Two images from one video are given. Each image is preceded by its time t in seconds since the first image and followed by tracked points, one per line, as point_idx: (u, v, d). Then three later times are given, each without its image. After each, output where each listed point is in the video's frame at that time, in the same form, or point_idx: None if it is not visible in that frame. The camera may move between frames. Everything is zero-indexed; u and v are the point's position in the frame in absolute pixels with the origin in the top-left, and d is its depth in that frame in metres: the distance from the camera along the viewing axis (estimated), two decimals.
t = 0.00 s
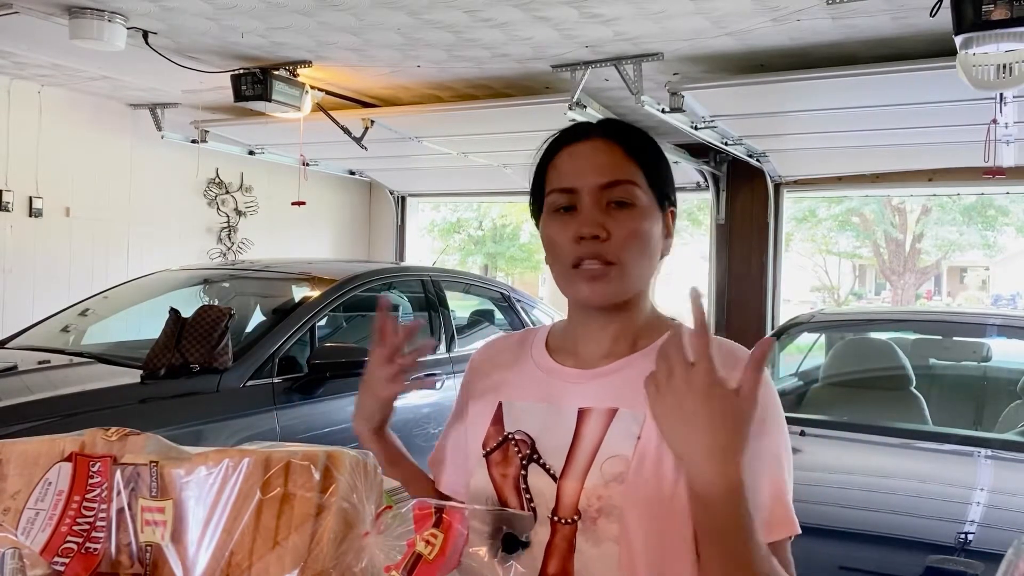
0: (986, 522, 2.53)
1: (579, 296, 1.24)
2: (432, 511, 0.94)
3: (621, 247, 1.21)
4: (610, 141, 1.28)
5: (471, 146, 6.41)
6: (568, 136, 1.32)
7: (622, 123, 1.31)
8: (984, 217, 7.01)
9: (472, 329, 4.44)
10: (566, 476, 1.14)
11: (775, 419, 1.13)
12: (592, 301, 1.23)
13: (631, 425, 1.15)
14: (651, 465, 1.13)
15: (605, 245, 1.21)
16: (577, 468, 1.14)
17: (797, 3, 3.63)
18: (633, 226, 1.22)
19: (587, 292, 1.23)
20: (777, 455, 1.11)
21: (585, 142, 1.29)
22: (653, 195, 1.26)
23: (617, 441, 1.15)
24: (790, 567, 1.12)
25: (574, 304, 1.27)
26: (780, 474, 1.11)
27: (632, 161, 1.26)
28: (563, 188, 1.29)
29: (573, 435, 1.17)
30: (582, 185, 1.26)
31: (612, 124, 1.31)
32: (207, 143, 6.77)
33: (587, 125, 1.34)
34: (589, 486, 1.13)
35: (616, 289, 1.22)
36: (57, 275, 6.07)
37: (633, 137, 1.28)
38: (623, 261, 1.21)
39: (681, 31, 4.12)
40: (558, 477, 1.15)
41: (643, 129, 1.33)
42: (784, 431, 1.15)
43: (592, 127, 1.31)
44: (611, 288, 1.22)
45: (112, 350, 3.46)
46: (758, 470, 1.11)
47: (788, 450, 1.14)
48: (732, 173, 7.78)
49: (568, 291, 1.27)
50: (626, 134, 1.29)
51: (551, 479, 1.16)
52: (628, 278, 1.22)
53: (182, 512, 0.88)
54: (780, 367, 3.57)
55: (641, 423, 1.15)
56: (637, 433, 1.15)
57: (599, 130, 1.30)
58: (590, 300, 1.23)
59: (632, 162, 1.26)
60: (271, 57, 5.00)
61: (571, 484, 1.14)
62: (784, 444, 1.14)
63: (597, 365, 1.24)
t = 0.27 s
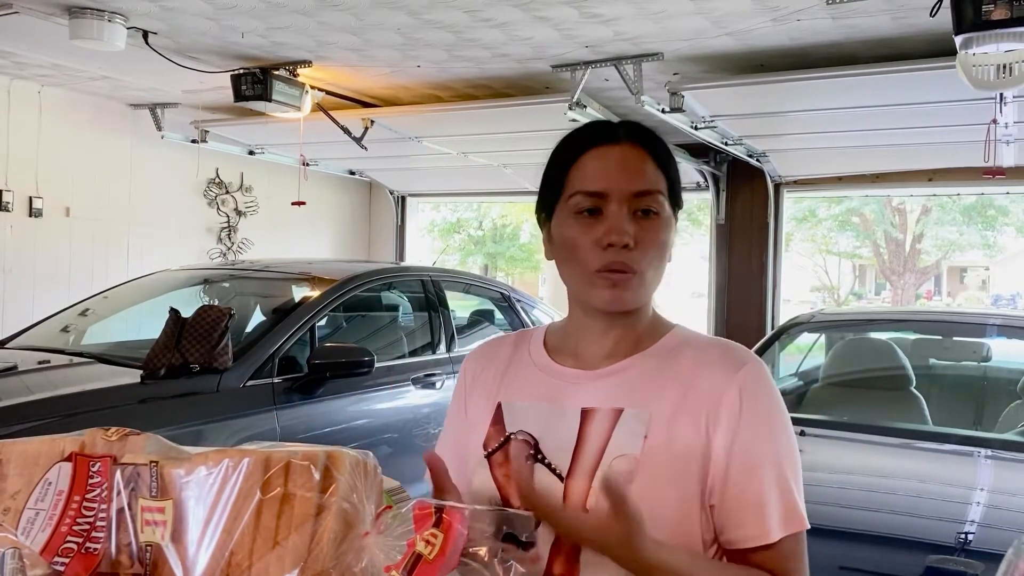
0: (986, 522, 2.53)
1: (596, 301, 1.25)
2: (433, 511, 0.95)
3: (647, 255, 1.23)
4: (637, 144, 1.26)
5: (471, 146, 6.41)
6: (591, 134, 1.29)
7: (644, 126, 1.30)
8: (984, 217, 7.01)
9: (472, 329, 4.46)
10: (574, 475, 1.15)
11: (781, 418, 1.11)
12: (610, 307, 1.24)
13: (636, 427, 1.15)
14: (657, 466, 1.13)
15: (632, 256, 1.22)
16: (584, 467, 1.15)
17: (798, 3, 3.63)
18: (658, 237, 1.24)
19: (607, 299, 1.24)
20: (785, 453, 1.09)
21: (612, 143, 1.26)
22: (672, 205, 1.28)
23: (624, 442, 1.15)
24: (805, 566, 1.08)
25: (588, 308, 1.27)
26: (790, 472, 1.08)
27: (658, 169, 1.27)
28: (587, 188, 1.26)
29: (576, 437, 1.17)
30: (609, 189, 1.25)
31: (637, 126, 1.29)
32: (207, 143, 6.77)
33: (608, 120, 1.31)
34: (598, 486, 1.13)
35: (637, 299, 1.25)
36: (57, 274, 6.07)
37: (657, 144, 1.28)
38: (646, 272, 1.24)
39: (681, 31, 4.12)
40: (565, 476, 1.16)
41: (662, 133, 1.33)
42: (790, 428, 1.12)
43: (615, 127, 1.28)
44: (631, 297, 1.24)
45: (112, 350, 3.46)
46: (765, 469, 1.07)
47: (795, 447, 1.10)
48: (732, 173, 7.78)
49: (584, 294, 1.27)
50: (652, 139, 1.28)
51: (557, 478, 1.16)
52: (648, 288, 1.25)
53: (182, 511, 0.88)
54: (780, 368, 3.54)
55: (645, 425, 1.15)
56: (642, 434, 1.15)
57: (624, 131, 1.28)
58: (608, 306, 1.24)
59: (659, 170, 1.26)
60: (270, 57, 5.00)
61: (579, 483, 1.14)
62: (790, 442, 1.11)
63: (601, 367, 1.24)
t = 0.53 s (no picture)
0: (986, 522, 2.53)
1: (603, 300, 1.25)
2: (433, 511, 0.94)
3: (655, 256, 1.24)
4: (649, 146, 1.27)
5: (471, 146, 6.41)
6: (603, 132, 1.29)
7: (654, 127, 1.32)
8: (984, 217, 7.01)
9: (472, 329, 4.47)
10: (590, 479, 1.15)
11: (789, 424, 1.17)
12: (617, 308, 1.24)
13: (653, 429, 1.16)
14: (675, 469, 1.14)
15: (641, 256, 1.23)
16: (600, 470, 1.15)
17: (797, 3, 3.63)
18: (666, 239, 1.25)
19: (615, 300, 1.24)
20: (792, 457, 1.15)
21: (624, 143, 1.27)
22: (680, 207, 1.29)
23: (641, 444, 1.16)
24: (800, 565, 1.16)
25: (594, 308, 1.27)
26: (796, 475, 1.15)
27: (668, 170, 1.27)
28: (598, 186, 1.27)
29: (591, 438, 1.17)
30: (621, 188, 1.25)
31: (648, 127, 1.30)
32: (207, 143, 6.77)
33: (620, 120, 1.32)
34: (617, 488, 1.14)
35: (644, 300, 1.26)
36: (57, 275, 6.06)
37: (667, 146, 1.29)
38: (653, 273, 1.25)
39: (681, 31, 4.12)
40: (582, 479, 1.15)
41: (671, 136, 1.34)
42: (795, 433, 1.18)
43: (627, 126, 1.29)
44: (638, 298, 1.25)
45: (112, 349, 3.46)
46: (777, 472, 1.13)
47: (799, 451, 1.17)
48: (732, 173, 7.78)
49: (591, 293, 1.27)
50: (662, 141, 1.29)
51: (572, 481, 1.16)
52: (655, 290, 1.26)
53: (183, 511, 0.88)
54: (780, 368, 3.53)
55: (662, 427, 1.16)
56: (660, 437, 1.16)
57: (636, 131, 1.29)
58: (616, 307, 1.24)
59: (669, 171, 1.27)
60: (270, 57, 5.00)
61: (595, 487, 1.14)
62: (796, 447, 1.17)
63: (610, 368, 1.24)
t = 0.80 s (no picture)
0: (986, 522, 2.53)
1: (605, 296, 1.25)
2: (433, 511, 0.94)
3: (657, 252, 1.24)
4: (653, 143, 1.28)
5: (471, 146, 6.41)
6: (609, 128, 1.30)
7: (659, 127, 1.33)
8: (984, 217, 7.01)
9: (472, 329, 4.47)
10: (594, 481, 1.14)
11: (790, 424, 1.17)
12: (619, 304, 1.24)
13: (657, 430, 1.16)
14: (679, 469, 1.14)
15: (644, 251, 1.22)
16: (603, 472, 1.15)
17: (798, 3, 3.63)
18: (669, 235, 1.25)
19: (616, 295, 1.24)
20: (795, 457, 1.16)
21: (630, 139, 1.28)
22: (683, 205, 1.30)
23: (645, 444, 1.16)
24: (809, 567, 1.16)
25: (596, 304, 1.27)
26: (801, 475, 1.15)
27: (672, 168, 1.28)
28: (602, 181, 1.27)
29: (594, 438, 1.17)
30: (625, 182, 1.25)
31: (653, 126, 1.31)
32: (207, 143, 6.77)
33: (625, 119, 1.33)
34: (621, 489, 1.14)
35: (645, 297, 1.25)
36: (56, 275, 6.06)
37: (671, 145, 1.30)
38: (655, 269, 1.24)
39: (681, 31, 4.12)
40: (586, 480, 1.15)
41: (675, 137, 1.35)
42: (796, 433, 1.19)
43: (633, 124, 1.30)
44: (640, 294, 1.24)
45: (112, 349, 3.46)
46: (781, 472, 1.13)
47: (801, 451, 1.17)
48: (732, 173, 7.78)
49: (593, 288, 1.26)
50: (667, 140, 1.31)
51: (575, 482, 1.16)
52: (657, 286, 1.26)
53: (182, 512, 0.88)
54: (780, 368, 3.53)
55: (666, 427, 1.16)
56: (663, 437, 1.16)
57: (642, 129, 1.30)
58: (617, 302, 1.24)
59: (673, 169, 1.28)
60: (270, 57, 5.00)
61: (599, 489, 1.14)
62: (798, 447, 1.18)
63: (612, 368, 1.24)
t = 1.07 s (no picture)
0: (986, 522, 2.53)
1: (600, 288, 1.25)
2: (433, 511, 0.95)
3: (652, 245, 1.23)
4: (654, 140, 1.29)
5: (471, 146, 6.41)
6: (611, 126, 1.32)
7: (663, 125, 1.34)
8: (984, 217, 7.03)
9: (472, 329, 4.47)
10: (592, 483, 1.15)
11: (790, 425, 1.17)
12: (614, 298, 1.24)
13: (654, 431, 1.16)
14: (677, 471, 1.15)
15: (638, 242, 1.22)
16: (601, 474, 1.15)
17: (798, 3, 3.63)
18: (666, 228, 1.25)
19: (610, 287, 1.24)
20: (794, 458, 1.15)
21: (631, 135, 1.29)
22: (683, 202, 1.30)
23: (642, 446, 1.16)
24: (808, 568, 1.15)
25: (592, 298, 1.27)
26: (801, 476, 1.15)
27: (672, 164, 1.29)
28: (601, 174, 1.28)
29: (592, 440, 1.17)
30: (623, 176, 1.26)
31: (656, 124, 1.32)
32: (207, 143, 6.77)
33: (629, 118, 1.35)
34: (618, 491, 1.14)
35: (640, 291, 1.24)
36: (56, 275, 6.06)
37: (674, 143, 1.31)
38: (651, 262, 1.24)
39: (681, 31, 4.12)
40: (584, 482, 1.15)
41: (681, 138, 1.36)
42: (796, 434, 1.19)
43: (636, 122, 1.31)
44: (635, 288, 1.24)
45: (112, 349, 3.46)
46: (780, 471, 1.13)
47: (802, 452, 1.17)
48: (732, 173, 7.79)
49: (589, 282, 1.26)
50: (669, 138, 1.32)
51: (574, 484, 1.16)
52: (652, 281, 1.25)
53: (183, 512, 0.88)
54: (780, 368, 3.52)
55: (663, 429, 1.16)
56: (661, 438, 1.16)
57: (644, 127, 1.31)
58: (612, 295, 1.24)
59: (673, 165, 1.29)
60: (270, 57, 5.00)
61: (597, 490, 1.14)
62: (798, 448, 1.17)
63: (611, 368, 1.24)
